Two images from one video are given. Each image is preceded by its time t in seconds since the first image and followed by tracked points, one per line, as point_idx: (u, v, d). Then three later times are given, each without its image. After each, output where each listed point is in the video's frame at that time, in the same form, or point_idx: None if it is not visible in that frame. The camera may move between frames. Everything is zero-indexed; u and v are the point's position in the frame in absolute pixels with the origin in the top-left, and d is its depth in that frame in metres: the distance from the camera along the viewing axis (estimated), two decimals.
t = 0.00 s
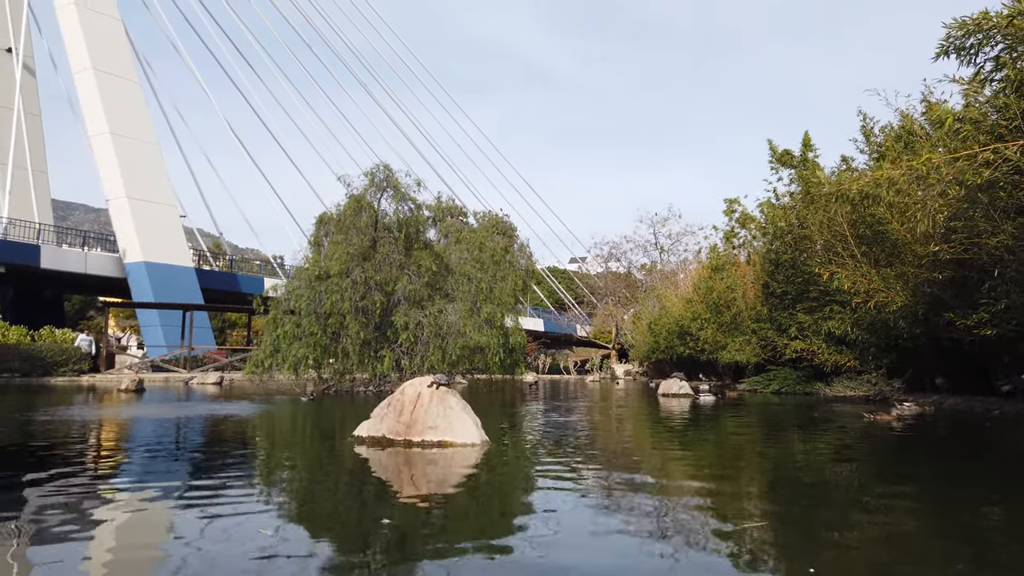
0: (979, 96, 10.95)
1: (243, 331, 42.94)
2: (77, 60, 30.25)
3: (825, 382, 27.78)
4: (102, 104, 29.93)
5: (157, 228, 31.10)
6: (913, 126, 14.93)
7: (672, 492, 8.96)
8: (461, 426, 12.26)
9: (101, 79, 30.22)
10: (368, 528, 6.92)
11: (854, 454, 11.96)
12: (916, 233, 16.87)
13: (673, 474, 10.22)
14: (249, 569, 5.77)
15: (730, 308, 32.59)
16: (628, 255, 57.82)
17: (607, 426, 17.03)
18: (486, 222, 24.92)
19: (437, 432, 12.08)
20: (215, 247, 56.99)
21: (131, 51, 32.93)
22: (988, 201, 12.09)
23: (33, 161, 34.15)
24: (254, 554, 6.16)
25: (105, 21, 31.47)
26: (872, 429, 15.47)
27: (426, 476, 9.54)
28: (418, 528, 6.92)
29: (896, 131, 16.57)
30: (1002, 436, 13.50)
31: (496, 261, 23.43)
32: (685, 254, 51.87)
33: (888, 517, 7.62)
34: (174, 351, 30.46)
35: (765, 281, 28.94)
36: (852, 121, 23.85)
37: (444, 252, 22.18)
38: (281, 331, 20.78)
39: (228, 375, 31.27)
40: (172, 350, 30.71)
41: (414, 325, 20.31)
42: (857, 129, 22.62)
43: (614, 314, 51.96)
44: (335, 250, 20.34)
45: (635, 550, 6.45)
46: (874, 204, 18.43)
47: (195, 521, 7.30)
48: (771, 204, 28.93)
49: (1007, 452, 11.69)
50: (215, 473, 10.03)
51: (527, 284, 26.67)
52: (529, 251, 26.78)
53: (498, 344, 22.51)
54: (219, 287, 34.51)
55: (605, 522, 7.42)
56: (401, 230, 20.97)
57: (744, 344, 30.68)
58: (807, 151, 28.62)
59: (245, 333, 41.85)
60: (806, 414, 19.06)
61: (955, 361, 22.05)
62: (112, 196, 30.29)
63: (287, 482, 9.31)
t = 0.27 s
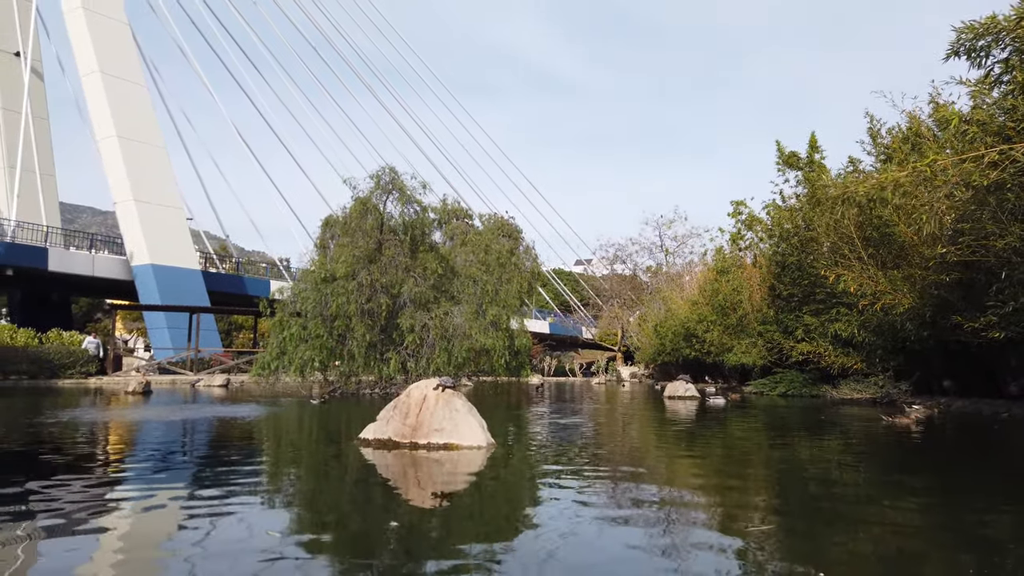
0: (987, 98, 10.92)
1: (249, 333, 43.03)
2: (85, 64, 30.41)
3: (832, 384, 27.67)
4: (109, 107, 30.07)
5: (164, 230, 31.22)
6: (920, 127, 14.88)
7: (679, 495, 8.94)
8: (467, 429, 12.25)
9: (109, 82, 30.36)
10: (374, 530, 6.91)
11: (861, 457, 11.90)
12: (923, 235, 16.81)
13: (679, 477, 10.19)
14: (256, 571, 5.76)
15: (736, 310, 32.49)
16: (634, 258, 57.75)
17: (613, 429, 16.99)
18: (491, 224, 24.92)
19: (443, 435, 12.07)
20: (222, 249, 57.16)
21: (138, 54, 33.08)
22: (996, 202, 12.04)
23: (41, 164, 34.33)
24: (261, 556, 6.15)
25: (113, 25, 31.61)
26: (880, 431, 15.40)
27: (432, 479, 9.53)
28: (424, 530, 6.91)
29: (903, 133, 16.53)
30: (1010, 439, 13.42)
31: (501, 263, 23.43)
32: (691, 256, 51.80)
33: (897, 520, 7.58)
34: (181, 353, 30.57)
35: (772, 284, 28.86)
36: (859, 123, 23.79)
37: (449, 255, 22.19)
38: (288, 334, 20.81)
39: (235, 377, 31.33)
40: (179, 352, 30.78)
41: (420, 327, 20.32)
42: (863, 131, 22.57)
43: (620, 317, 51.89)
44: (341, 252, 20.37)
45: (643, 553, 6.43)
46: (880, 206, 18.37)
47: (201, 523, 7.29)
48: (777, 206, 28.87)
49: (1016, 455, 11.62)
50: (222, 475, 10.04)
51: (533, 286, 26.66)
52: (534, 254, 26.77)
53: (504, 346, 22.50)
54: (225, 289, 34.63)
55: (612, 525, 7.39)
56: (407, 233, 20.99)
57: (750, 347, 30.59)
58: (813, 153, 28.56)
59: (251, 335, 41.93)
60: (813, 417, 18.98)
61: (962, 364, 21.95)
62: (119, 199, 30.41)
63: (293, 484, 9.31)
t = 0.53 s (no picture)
0: (993, 101, 10.90)
1: (255, 337, 43.11)
2: (93, 69, 30.58)
3: (839, 388, 27.55)
4: (117, 112, 30.21)
5: (170, 235, 31.34)
6: (927, 130, 14.85)
7: (684, 499, 8.92)
8: (472, 433, 12.24)
9: (116, 87, 30.53)
10: (380, 534, 6.92)
11: (868, 462, 11.85)
12: (930, 239, 16.76)
13: (685, 481, 10.17)
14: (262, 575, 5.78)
15: (742, 314, 32.40)
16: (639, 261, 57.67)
17: (618, 433, 16.96)
18: (497, 228, 24.95)
19: (449, 439, 12.06)
20: (228, 254, 57.34)
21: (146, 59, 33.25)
22: (1002, 206, 12.01)
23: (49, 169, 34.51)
24: (267, 560, 6.16)
25: (120, 30, 31.78)
26: (887, 436, 15.33)
27: (437, 483, 9.52)
28: (430, 534, 6.92)
29: (910, 137, 16.50)
30: (1018, 444, 13.35)
31: (507, 267, 23.44)
32: (697, 259, 51.72)
33: (903, 525, 7.57)
34: (187, 357, 30.64)
35: (778, 287, 28.79)
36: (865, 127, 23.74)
37: (455, 258, 22.22)
38: (294, 338, 20.84)
39: (241, 381, 31.39)
40: (185, 356, 30.85)
41: (426, 331, 20.33)
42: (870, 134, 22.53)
43: (625, 320, 51.79)
44: (347, 256, 20.42)
45: (648, 558, 6.42)
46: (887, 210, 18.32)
47: (207, 526, 7.32)
48: (783, 210, 28.83)
49: None
50: (228, 479, 10.06)
51: (538, 290, 26.66)
52: (540, 257, 26.76)
53: (510, 351, 22.50)
54: (231, 293, 34.73)
55: (617, 529, 7.39)
56: (412, 237, 21.04)
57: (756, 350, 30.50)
58: (819, 156, 28.52)
59: (257, 339, 42.02)
60: (820, 422, 18.90)
61: (970, 367, 21.85)
62: (126, 203, 30.54)
63: (299, 488, 9.32)
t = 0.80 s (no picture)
0: (1000, 101, 10.86)
1: (261, 338, 43.19)
2: (100, 71, 30.73)
3: (846, 389, 27.45)
4: (124, 114, 30.35)
5: (177, 236, 31.46)
6: (934, 131, 14.81)
7: (689, 500, 8.92)
8: (478, 434, 12.25)
9: (123, 90, 30.66)
10: (386, 535, 6.95)
11: (875, 463, 11.82)
12: (936, 239, 16.71)
13: (691, 482, 10.15)
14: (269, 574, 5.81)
15: (747, 314, 32.31)
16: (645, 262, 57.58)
17: (624, 434, 16.93)
18: (502, 229, 24.96)
19: (454, 439, 12.07)
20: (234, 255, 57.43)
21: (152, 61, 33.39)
22: (1009, 206, 11.97)
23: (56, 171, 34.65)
24: (274, 559, 6.20)
25: (128, 32, 31.93)
26: (894, 437, 15.27)
27: (443, 484, 9.54)
28: (435, 534, 6.95)
29: (916, 137, 16.48)
30: None
31: (512, 267, 23.45)
32: (703, 260, 51.63)
33: (909, 526, 7.56)
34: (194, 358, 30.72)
35: (784, 288, 28.72)
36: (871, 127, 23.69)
37: (460, 259, 22.24)
38: (299, 339, 20.87)
39: (247, 382, 31.46)
40: (192, 357, 30.93)
41: (431, 332, 20.35)
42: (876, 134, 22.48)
43: (631, 321, 51.71)
44: (353, 257, 20.46)
45: (652, 559, 6.44)
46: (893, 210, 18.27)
47: (214, 525, 7.37)
48: (790, 210, 28.76)
49: None
50: (235, 479, 10.10)
51: (544, 291, 26.64)
52: (546, 258, 26.75)
53: (515, 352, 22.49)
54: (238, 295, 34.85)
55: (622, 530, 7.41)
56: (418, 238, 21.08)
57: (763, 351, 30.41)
58: (825, 156, 28.46)
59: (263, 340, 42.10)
60: (827, 423, 18.83)
61: (977, 368, 21.77)
62: (133, 205, 30.66)
63: (305, 488, 9.36)
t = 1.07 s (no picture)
0: (1008, 102, 10.81)
1: (267, 340, 43.26)
2: (107, 73, 30.84)
3: (853, 390, 27.35)
4: (130, 116, 30.45)
5: (184, 237, 31.55)
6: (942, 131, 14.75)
7: (696, 501, 8.91)
8: (484, 435, 12.25)
9: (130, 91, 30.77)
10: (392, 535, 6.97)
11: (882, 465, 11.78)
12: (943, 239, 16.65)
13: (697, 484, 10.13)
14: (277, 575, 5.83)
15: (754, 315, 32.22)
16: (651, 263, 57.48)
17: (630, 435, 16.91)
18: (508, 230, 24.98)
19: (460, 440, 12.08)
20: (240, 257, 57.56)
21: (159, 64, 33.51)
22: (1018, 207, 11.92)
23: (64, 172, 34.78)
24: (281, 560, 6.21)
25: (134, 35, 32.05)
26: (902, 439, 15.21)
27: (449, 485, 9.55)
28: (442, 535, 6.96)
29: (924, 138, 16.41)
30: None
31: (518, 268, 23.44)
32: (709, 261, 51.51)
33: (915, 528, 7.54)
34: (201, 359, 30.80)
35: (791, 289, 28.64)
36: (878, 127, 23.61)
37: (466, 260, 22.27)
38: (306, 340, 20.91)
39: (254, 383, 31.53)
40: (198, 358, 31.01)
41: (437, 333, 20.36)
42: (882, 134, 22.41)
43: (637, 322, 51.62)
44: (359, 259, 20.50)
45: (658, 560, 6.44)
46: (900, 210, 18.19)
47: (221, 526, 7.39)
48: (796, 211, 28.68)
49: None
50: (242, 480, 10.12)
51: (549, 291, 26.62)
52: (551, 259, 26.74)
53: (521, 353, 22.49)
54: (244, 296, 34.94)
55: (628, 531, 7.42)
56: (424, 239, 21.11)
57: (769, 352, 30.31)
58: (832, 156, 28.36)
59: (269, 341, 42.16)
60: (834, 424, 18.76)
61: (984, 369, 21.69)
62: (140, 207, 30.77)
63: (311, 489, 9.38)
